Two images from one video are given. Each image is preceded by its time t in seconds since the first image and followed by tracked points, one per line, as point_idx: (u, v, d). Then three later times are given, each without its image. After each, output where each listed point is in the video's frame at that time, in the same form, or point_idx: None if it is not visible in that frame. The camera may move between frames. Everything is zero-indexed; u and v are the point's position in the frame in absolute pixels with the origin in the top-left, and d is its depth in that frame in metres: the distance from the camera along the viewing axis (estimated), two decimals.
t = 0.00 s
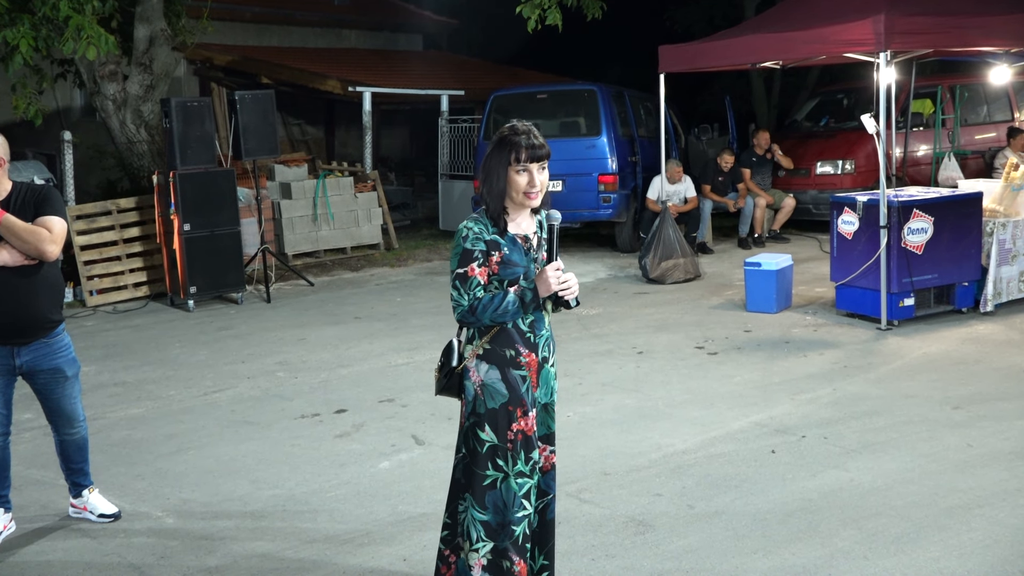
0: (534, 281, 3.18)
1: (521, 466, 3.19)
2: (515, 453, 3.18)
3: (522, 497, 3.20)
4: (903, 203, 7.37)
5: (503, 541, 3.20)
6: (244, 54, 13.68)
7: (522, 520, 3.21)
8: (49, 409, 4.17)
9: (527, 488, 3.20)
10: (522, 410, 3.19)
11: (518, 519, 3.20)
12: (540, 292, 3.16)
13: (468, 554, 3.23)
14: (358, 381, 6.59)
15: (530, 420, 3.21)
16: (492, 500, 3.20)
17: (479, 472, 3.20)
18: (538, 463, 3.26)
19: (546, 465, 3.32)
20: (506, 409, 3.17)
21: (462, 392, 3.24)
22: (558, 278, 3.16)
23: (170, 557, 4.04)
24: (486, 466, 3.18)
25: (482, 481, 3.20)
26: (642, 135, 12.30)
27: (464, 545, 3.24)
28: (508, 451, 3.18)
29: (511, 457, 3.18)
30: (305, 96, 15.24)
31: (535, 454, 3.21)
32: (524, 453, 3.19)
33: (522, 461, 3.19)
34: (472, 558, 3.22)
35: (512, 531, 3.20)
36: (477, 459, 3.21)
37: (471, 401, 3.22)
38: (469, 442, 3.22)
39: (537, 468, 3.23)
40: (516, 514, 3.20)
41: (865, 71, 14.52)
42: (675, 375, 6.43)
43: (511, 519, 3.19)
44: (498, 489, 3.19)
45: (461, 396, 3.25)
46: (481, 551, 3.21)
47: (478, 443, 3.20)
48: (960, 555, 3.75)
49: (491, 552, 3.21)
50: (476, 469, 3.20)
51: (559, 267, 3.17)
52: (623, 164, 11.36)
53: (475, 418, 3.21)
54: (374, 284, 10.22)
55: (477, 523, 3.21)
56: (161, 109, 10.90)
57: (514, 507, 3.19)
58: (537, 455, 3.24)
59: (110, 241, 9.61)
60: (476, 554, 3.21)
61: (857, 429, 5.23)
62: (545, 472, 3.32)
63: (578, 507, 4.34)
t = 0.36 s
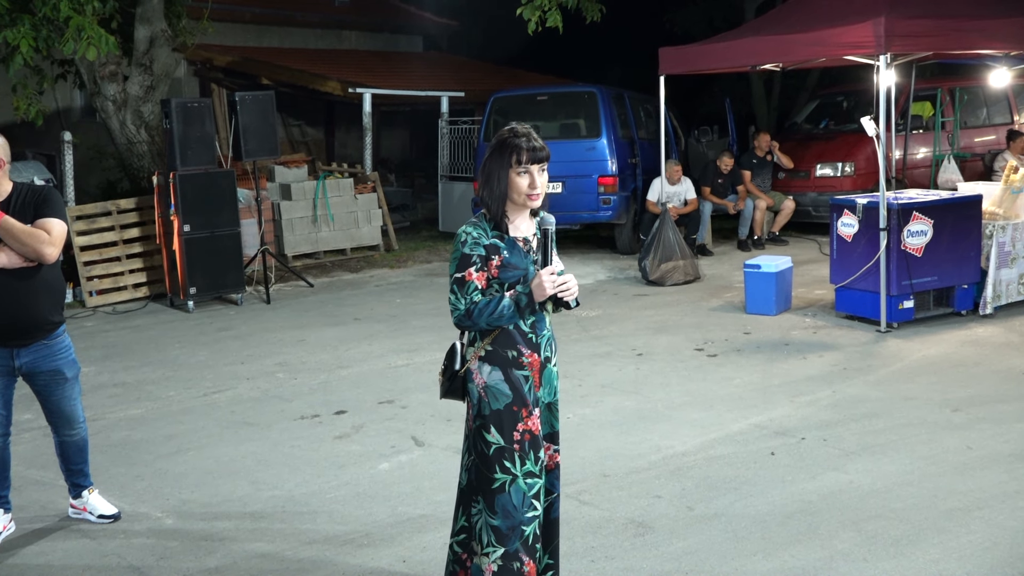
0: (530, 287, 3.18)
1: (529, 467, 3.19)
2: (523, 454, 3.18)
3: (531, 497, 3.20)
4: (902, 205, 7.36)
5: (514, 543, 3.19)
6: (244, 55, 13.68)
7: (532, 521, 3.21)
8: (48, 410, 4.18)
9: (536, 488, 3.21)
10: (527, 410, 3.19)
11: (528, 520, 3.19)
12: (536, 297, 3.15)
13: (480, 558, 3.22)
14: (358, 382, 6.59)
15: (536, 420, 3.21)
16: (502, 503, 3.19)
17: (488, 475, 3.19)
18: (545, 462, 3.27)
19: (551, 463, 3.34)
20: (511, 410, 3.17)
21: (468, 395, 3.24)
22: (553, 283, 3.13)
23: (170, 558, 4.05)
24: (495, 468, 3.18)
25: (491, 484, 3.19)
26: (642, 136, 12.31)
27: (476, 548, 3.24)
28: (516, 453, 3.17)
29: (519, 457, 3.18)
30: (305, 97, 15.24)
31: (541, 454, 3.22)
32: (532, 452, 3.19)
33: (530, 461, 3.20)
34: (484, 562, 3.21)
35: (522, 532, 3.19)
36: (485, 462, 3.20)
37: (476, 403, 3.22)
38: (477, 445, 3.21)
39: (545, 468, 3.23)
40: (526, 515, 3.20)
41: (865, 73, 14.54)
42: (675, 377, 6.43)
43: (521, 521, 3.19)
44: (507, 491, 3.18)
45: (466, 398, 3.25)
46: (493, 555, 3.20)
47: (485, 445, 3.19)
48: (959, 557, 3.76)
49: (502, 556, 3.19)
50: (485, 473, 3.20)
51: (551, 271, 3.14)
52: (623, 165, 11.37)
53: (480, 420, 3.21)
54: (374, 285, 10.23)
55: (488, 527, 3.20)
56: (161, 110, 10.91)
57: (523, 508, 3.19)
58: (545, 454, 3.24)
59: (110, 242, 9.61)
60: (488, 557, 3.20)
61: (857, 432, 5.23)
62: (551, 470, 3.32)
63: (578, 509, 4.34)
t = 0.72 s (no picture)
0: (507, 292, 3.15)
1: (500, 465, 3.19)
2: (494, 452, 3.19)
3: (501, 495, 3.20)
4: (902, 206, 7.36)
5: (483, 536, 3.22)
6: (243, 57, 13.69)
7: (503, 519, 3.20)
8: (47, 411, 4.17)
9: (506, 487, 3.20)
10: (502, 409, 3.19)
11: (498, 517, 3.20)
12: (510, 303, 3.12)
13: (456, 542, 3.29)
14: (357, 383, 6.59)
15: (510, 421, 3.20)
16: (473, 495, 3.22)
17: (462, 466, 3.24)
18: (524, 462, 3.25)
19: (539, 466, 3.28)
20: (485, 407, 3.19)
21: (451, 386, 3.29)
22: (530, 292, 3.09)
23: (170, 559, 4.05)
24: (467, 461, 3.22)
25: (464, 475, 3.23)
26: (642, 138, 12.32)
27: (453, 534, 3.30)
28: (487, 449, 3.18)
29: (490, 454, 3.19)
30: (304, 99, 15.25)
31: (517, 454, 3.21)
32: (504, 451, 3.19)
33: (502, 459, 3.19)
34: (459, 547, 3.27)
35: (492, 527, 3.20)
36: (461, 453, 3.25)
37: (456, 396, 3.26)
38: (452, 437, 3.26)
39: (519, 467, 3.21)
40: (496, 511, 3.20)
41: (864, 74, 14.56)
42: (674, 378, 6.43)
43: (490, 516, 3.20)
44: (478, 485, 3.21)
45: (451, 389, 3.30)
46: (466, 542, 3.25)
47: (460, 437, 3.24)
48: (959, 559, 3.76)
49: (474, 545, 3.24)
50: (456, 464, 3.25)
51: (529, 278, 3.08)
52: (622, 167, 11.37)
53: (458, 412, 3.25)
54: (372, 287, 10.23)
55: (461, 516, 3.25)
56: (160, 112, 10.91)
57: (493, 504, 3.20)
58: (523, 455, 3.23)
59: (109, 244, 9.61)
60: (463, 544, 3.26)
61: (856, 433, 5.23)
62: (538, 473, 3.27)
63: (577, 510, 4.34)
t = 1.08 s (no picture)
0: (484, 292, 3.16)
1: (465, 458, 3.19)
2: (460, 445, 3.19)
3: (464, 486, 3.20)
4: (901, 208, 7.37)
5: (441, 523, 3.22)
6: (242, 61, 13.71)
7: (462, 506, 3.22)
8: (46, 415, 4.17)
9: (469, 479, 3.20)
10: (473, 408, 3.18)
11: (457, 505, 3.21)
12: (488, 302, 3.13)
13: (413, 526, 3.30)
14: (357, 386, 6.59)
15: (481, 419, 3.18)
16: (435, 484, 3.23)
17: (428, 456, 3.25)
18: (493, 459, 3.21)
19: (516, 466, 3.20)
20: (456, 404, 3.19)
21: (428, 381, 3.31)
22: (508, 291, 3.11)
23: (169, 563, 4.04)
24: (433, 451, 3.23)
25: (429, 464, 3.24)
26: (641, 140, 12.32)
27: (412, 517, 3.31)
28: (453, 443, 3.19)
29: (455, 448, 3.19)
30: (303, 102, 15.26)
31: (484, 450, 3.19)
32: (470, 446, 3.19)
33: (467, 453, 3.19)
34: (414, 531, 3.28)
35: (450, 515, 3.21)
36: (429, 444, 3.25)
37: (431, 390, 3.27)
38: (424, 427, 3.28)
39: (485, 463, 3.19)
40: (457, 500, 3.21)
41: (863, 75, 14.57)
42: (674, 380, 6.43)
43: (450, 504, 3.21)
44: (441, 475, 3.21)
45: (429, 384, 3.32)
46: (421, 528, 3.25)
47: (430, 429, 3.25)
48: (959, 560, 3.75)
49: (430, 531, 3.24)
50: (420, 453, 3.27)
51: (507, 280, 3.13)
52: (622, 169, 11.38)
53: (430, 405, 3.26)
54: (372, 290, 10.23)
55: (421, 501, 3.26)
56: (160, 116, 10.92)
57: (454, 494, 3.21)
58: (495, 455, 3.18)
59: (109, 248, 9.61)
60: (418, 529, 3.27)
61: (856, 434, 5.23)
62: (516, 473, 3.20)
63: (577, 512, 4.34)
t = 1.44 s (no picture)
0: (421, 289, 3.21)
1: (421, 453, 3.22)
2: (415, 440, 3.22)
3: (422, 480, 3.23)
4: (905, 207, 7.36)
5: (406, 514, 3.27)
6: (246, 61, 13.72)
7: (423, 500, 3.24)
8: (49, 415, 4.17)
9: (427, 473, 3.22)
10: (425, 404, 3.20)
11: (417, 499, 3.24)
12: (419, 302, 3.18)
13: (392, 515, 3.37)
14: (360, 387, 6.59)
15: (433, 415, 3.19)
16: (400, 476, 3.28)
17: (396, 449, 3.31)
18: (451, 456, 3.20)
19: (481, 464, 3.17)
20: (410, 400, 3.23)
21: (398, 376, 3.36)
22: (437, 293, 3.14)
23: (172, 564, 4.04)
24: (397, 445, 3.29)
25: (396, 457, 3.30)
26: (644, 140, 12.31)
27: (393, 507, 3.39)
28: (410, 437, 3.23)
29: (412, 442, 3.23)
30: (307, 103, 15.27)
31: (440, 445, 3.20)
32: (425, 441, 3.21)
33: (423, 448, 3.22)
34: (392, 520, 3.36)
35: (412, 507, 3.25)
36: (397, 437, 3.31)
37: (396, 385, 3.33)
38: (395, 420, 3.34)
39: (441, 458, 3.20)
40: (417, 493, 3.24)
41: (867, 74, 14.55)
42: (678, 380, 6.42)
43: (411, 497, 3.25)
44: (404, 468, 3.26)
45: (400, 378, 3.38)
46: (393, 517, 3.33)
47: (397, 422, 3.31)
48: (963, 560, 3.74)
49: (398, 522, 3.30)
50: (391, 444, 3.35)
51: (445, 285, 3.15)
52: (625, 169, 11.37)
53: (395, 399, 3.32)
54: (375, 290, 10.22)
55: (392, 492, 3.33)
56: (164, 116, 10.93)
57: (414, 486, 3.24)
58: (451, 450, 3.18)
59: (113, 248, 9.61)
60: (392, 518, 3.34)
61: (860, 435, 5.22)
62: (479, 472, 3.17)
63: (580, 513, 4.33)
